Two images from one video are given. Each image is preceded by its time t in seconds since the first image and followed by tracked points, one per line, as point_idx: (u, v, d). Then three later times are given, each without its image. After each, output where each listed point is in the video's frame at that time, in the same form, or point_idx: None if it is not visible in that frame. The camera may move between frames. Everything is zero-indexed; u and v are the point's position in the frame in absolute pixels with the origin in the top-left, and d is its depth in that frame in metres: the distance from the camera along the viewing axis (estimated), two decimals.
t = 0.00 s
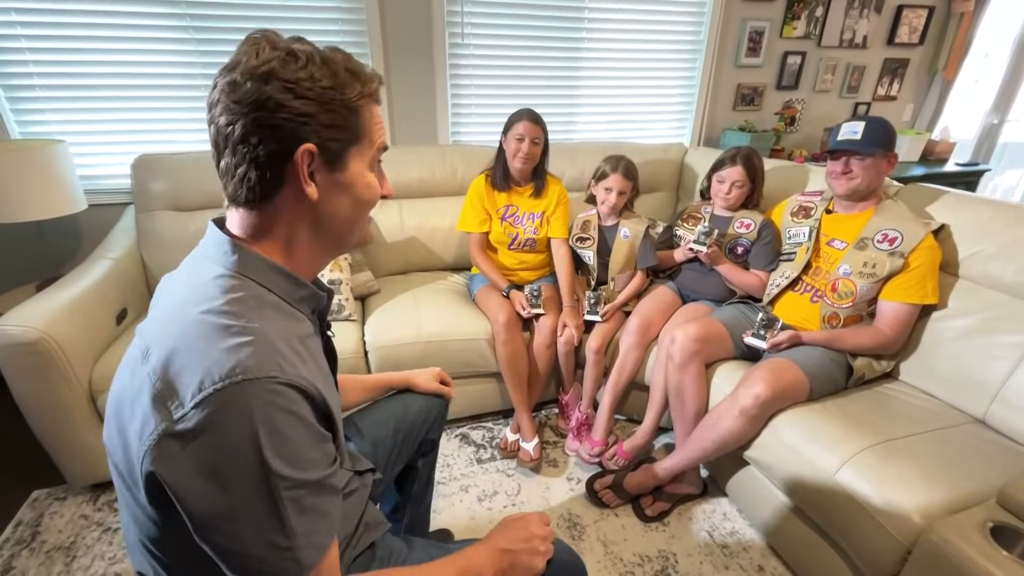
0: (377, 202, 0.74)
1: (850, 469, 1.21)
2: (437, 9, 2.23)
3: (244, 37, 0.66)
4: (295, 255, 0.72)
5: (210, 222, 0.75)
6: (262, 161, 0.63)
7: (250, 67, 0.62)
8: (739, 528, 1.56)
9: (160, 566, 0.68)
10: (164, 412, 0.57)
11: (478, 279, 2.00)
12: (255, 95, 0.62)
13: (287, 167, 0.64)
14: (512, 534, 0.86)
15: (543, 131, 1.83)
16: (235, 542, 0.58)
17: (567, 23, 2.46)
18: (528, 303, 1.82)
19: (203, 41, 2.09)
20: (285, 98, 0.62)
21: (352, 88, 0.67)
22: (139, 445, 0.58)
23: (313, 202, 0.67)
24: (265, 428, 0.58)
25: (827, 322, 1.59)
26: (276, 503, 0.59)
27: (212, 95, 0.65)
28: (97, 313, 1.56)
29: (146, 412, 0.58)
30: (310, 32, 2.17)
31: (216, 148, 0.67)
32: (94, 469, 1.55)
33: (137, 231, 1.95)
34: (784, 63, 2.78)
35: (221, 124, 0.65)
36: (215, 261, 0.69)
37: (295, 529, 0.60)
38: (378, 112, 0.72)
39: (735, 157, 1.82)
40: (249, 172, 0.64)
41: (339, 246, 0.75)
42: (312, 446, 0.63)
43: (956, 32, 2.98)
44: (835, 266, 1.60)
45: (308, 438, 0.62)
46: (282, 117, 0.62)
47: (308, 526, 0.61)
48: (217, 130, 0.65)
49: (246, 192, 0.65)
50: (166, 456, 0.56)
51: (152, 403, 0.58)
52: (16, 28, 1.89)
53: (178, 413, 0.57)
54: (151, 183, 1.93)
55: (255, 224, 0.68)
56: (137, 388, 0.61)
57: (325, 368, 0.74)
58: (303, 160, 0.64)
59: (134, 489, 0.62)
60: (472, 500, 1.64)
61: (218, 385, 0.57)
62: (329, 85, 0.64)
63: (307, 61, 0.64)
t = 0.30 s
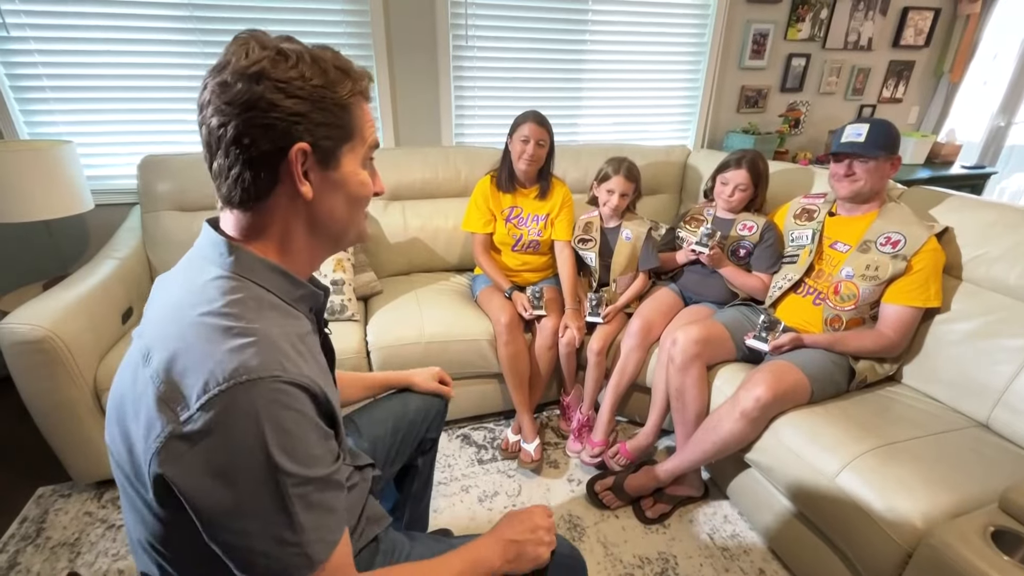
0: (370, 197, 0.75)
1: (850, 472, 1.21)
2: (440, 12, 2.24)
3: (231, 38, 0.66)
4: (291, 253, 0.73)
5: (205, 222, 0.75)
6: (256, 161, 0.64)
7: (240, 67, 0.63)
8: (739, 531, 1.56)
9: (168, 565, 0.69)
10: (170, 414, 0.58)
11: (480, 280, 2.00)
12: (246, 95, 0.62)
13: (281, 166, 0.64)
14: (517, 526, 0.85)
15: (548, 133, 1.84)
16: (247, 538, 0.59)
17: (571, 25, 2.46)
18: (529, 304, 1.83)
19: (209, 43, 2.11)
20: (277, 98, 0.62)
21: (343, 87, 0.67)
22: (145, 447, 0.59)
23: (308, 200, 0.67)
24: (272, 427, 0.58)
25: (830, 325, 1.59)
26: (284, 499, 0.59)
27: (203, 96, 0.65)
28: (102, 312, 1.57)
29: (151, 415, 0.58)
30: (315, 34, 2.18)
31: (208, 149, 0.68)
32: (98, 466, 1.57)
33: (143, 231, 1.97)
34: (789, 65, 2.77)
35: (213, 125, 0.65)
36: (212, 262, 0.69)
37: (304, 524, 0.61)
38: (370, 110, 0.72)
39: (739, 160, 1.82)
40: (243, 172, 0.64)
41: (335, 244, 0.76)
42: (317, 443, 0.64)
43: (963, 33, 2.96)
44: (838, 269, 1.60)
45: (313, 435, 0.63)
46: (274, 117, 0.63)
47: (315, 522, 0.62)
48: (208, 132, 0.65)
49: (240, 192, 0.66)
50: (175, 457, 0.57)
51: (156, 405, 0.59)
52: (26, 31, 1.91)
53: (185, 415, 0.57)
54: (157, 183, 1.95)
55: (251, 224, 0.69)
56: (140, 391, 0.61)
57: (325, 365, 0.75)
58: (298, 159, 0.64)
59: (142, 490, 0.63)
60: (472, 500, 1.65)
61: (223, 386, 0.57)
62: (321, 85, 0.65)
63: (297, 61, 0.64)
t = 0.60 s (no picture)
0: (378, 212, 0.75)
1: (848, 475, 1.21)
2: (442, 13, 2.25)
3: (256, 46, 0.67)
4: (296, 261, 0.73)
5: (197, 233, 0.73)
6: (269, 169, 0.64)
7: (262, 76, 0.63)
8: (739, 533, 1.56)
9: None
10: (199, 422, 0.55)
11: (481, 281, 2.01)
12: (267, 104, 0.63)
13: (293, 176, 0.65)
14: (565, 434, 0.80)
15: (549, 134, 1.84)
16: (309, 529, 0.58)
17: (572, 26, 2.47)
18: (529, 305, 1.83)
19: (212, 43, 2.12)
20: (297, 110, 0.63)
21: (363, 102, 0.67)
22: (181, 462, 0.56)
23: (317, 210, 0.68)
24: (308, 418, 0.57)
25: (830, 326, 1.59)
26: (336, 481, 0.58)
27: (221, 102, 0.66)
28: (104, 310, 1.58)
29: (178, 429, 0.56)
30: (317, 35, 2.19)
31: (221, 153, 0.68)
32: (99, 464, 1.58)
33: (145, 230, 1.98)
34: (791, 66, 2.77)
35: (229, 131, 0.65)
36: (212, 271, 0.68)
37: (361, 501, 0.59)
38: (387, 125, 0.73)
39: (740, 161, 1.82)
40: (255, 179, 0.64)
41: (340, 255, 0.76)
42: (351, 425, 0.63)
43: (965, 36, 2.96)
44: (838, 271, 1.60)
45: (345, 419, 0.62)
46: (291, 128, 0.63)
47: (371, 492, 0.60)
48: (224, 136, 0.66)
49: (250, 198, 0.66)
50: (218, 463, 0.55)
51: (180, 416, 0.56)
52: (31, 31, 1.92)
53: (216, 421, 0.55)
54: (159, 183, 1.96)
55: (257, 229, 0.69)
56: (156, 410, 0.57)
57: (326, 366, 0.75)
58: (311, 170, 0.64)
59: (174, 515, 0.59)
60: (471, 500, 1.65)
61: (251, 386, 0.56)
62: (342, 99, 0.65)
63: (320, 74, 0.65)
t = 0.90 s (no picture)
0: (356, 204, 0.74)
1: (847, 475, 1.21)
2: (443, 13, 2.25)
3: (220, 43, 0.66)
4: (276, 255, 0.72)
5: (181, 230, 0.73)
6: (238, 165, 0.63)
7: (226, 71, 0.62)
8: (738, 533, 1.55)
9: None
10: (189, 413, 0.55)
11: (480, 281, 2.01)
12: (230, 99, 0.61)
13: (264, 170, 0.64)
14: (581, 400, 0.81)
15: (548, 134, 1.84)
16: (313, 510, 0.58)
17: (573, 27, 2.47)
18: (529, 305, 1.83)
19: (214, 44, 2.12)
20: (262, 103, 0.62)
21: (329, 92, 0.66)
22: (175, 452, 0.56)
23: (291, 204, 0.67)
24: (299, 403, 0.58)
25: (829, 327, 1.58)
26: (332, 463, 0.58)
27: (188, 99, 0.65)
28: (105, 309, 1.58)
29: (170, 421, 0.55)
30: (318, 36, 2.19)
31: (193, 151, 0.67)
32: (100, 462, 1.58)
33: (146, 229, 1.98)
34: (792, 67, 2.77)
35: (197, 128, 0.64)
36: (198, 267, 0.68)
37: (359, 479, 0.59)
38: (358, 115, 0.71)
39: (740, 161, 1.82)
40: (226, 175, 0.64)
41: (322, 249, 0.75)
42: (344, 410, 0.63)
43: (966, 38, 2.96)
44: (837, 272, 1.60)
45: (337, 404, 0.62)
46: (258, 122, 0.62)
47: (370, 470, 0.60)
48: (193, 135, 0.65)
49: (224, 195, 0.65)
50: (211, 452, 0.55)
51: (171, 411, 0.55)
52: (33, 30, 1.93)
53: (205, 413, 0.55)
54: (161, 182, 1.97)
55: (236, 226, 0.69)
56: (145, 405, 0.57)
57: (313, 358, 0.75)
58: (281, 163, 0.63)
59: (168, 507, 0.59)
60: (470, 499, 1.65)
61: (238, 377, 0.56)
62: (308, 90, 0.64)
63: (284, 66, 0.64)
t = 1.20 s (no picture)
0: (336, 194, 0.74)
1: (848, 475, 1.21)
2: (444, 13, 2.26)
3: (190, 33, 0.65)
4: (257, 248, 0.72)
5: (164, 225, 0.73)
6: (213, 155, 0.63)
7: (196, 61, 0.62)
8: (737, 533, 1.55)
9: None
10: (161, 411, 0.55)
11: (480, 280, 2.01)
12: (200, 88, 0.61)
13: (239, 160, 0.64)
14: (571, 413, 0.80)
15: (547, 134, 1.85)
16: (284, 512, 0.59)
17: (574, 28, 2.48)
18: (529, 304, 1.83)
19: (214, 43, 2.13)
20: (232, 92, 0.61)
21: (302, 80, 0.66)
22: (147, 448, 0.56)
23: (269, 195, 0.67)
24: (272, 401, 0.57)
25: (829, 327, 1.58)
26: (305, 464, 0.58)
27: (160, 90, 0.64)
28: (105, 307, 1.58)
29: (143, 418, 0.56)
30: (319, 35, 2.19)
31: (168, 145, 0.67)
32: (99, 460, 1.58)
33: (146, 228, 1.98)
34: (792, 68, 2.77)
35: (170, 119, 0.64)
36: (180, 263, 0.68)
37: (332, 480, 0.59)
38: (334, 104, 0.71)
39: (740, 161, 1.82)
40: (201, 166, 0.64)
41: (303, 241, 0.75)
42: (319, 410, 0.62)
43: (966, 40, 2.96)
44: (838, 272, 1.60)
45: (312, 404, 0.62)
46: (230, 111, 0.62)
47: (343, 473, 0.60)
48: (167, 127, 0.65)
49: (200, 187, 0.65)
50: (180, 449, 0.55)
51: (143, 408, 0.56)
52: (34, 28, 1.93)
53: (175, 410, 0.55)
54: (161, 180, 1.97)
55: (214, 220, 0.69)
56: (121, 400, 0.58)
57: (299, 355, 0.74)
58: (256, 153, 0.63)
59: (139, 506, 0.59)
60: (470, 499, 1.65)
61: (208, 375, 0.55)
62: (280, 79, 0.64)
63: (254, 54, 0.63)
